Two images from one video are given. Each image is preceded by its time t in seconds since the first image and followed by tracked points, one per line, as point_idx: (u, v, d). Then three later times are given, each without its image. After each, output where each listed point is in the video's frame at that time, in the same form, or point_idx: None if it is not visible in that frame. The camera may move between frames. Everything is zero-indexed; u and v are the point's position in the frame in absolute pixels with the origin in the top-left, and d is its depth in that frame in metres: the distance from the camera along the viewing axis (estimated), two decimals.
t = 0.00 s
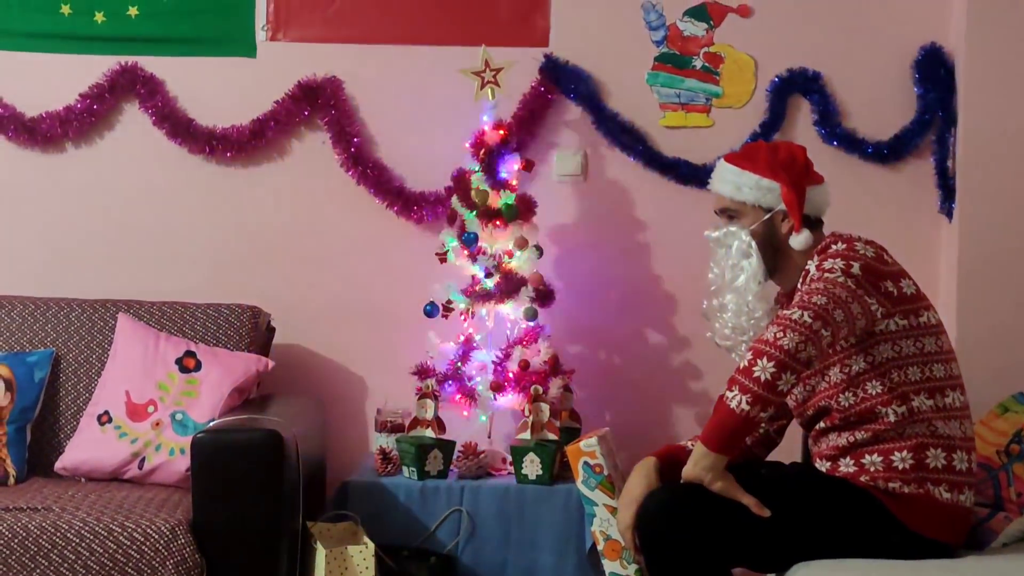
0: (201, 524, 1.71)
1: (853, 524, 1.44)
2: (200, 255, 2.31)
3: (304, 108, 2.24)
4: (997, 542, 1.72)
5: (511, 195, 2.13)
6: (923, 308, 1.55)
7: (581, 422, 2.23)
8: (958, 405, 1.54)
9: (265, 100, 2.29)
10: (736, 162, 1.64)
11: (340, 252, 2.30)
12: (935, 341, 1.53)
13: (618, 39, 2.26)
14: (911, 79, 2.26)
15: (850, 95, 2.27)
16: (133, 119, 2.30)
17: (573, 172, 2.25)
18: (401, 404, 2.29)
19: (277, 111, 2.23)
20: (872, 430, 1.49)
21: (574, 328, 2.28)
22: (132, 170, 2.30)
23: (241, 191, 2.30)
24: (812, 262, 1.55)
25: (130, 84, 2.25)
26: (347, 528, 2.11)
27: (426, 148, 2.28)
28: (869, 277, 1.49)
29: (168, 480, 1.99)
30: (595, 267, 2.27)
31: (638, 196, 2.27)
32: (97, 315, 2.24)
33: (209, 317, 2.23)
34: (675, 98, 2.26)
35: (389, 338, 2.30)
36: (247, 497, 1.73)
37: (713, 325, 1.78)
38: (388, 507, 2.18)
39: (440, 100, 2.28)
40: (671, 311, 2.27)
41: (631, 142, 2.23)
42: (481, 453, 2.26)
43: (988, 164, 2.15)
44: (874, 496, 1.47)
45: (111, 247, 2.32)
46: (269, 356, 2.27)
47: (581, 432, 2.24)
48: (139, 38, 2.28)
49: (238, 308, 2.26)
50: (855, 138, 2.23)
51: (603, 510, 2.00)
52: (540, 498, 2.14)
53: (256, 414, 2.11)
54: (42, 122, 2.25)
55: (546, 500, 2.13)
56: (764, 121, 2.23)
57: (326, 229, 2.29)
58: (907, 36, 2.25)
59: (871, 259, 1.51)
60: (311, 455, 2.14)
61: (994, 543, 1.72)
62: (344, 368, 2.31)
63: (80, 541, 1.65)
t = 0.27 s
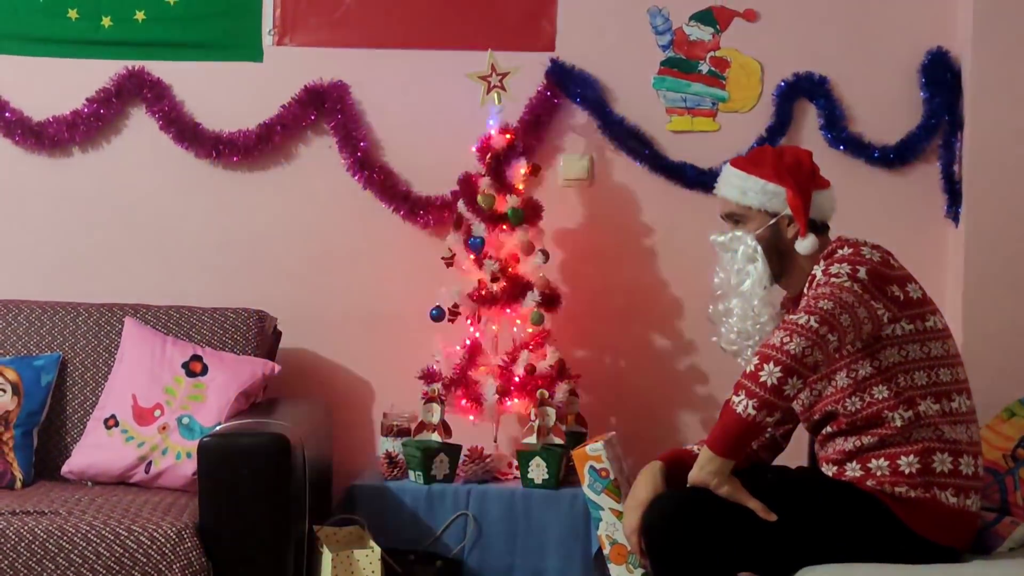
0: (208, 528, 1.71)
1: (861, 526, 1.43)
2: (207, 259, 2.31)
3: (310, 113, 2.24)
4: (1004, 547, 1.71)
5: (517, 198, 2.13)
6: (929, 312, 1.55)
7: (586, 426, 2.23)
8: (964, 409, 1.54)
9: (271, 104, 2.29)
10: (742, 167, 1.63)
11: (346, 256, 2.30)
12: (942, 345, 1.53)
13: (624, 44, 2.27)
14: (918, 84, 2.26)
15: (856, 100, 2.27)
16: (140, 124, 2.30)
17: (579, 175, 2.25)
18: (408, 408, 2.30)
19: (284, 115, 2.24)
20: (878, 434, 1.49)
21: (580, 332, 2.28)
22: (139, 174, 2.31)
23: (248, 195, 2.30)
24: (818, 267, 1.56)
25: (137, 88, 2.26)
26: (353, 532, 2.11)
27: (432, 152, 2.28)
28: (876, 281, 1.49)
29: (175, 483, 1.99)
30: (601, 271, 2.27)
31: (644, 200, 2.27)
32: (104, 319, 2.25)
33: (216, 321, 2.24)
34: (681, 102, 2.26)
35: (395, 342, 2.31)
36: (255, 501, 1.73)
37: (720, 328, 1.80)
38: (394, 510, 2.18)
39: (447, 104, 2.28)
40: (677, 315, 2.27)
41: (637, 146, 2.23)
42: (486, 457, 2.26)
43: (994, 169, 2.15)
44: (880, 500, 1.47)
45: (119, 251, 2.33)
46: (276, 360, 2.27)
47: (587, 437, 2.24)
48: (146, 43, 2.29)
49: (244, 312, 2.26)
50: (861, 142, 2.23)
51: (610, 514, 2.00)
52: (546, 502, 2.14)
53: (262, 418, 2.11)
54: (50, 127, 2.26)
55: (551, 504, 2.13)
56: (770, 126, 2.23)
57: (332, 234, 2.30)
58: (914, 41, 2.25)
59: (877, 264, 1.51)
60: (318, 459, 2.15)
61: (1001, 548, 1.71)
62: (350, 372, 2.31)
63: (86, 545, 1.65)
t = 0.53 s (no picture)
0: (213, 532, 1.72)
1: (866, 530, 1.45)
2: (211, 263, 2.31)
3: (314, 117, 2.25)
4: (1008, 551, 1.71)
5: (521, 203, 2.12)
6: (932, 316, 1.55)
7: (590, 430, 2.23)
8: (968, 414, 1.54)
9: (276, 108, 2.30)
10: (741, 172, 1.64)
11: (350, 260, 2.30)
12: (945, 350, 1.54)
13: (627, 48, 2.27)
14: (921, 88, 2.26)
15: (859, 104, 2.27)
16: (144, 128, 2.31)
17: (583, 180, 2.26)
18: (411, 412, 2.29)
19: (288, 119, 2.24)
20: (882, 438, 1.49)
21: (583, 336, 2.28)
22: (143, 178, 2.31)
23: (252, 199, 2.30)
24: (822, 271, 1.55)
25: (141, 92, 2.26)
26: (356, 536, 2.11)
27: (436, 156, 2.29)
28: (880, 286, 1.49)
29: (180, 487, 2.00)
30: (604, 275, 2.27)
31: (648, 204, 2.27)
32: (108, 323, 2.25)
33: (220, 325, 2.24)
34: (684, 106, 2.26)
35: (399, 346, 2.31)
36: (259, 506, 1.73)
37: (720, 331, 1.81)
38: (398, 514, 2.18)
39: (451, 108, 2.28)
40: (680, 319, 2.27)
41: (641, 150, 2.23)
42: (491, 460, 2.26)
43: (998, 173, 2.15)
44: (884, 504, 1.47)
45: (123, 254, 2.33)
46: (279, 364, 2.27)
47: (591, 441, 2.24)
48: (150, 47, 2.29)
49: (248, 315, 2.26)
50: (864, 146, 2.23)
51: (614, 518, 2.02)
52: (550, 506, 2.14)
53: (266, 421, 2.12)
54: (54, 131, 2.27)
55: (555, 507, 2.13)
56: (773, 130, 2.24)
57: (336, 238, 2.30)
58: (918, 44, 2.25)
59: (882, 268, 1.51)
60: (322, 463, 2.15)
61: (1004, 552, 1.71)
62: (354, 376, 2.31)
63: (91, 548, 1.65)
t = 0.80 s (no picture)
0: (209, 536, 1.72)
1: (862, 535, 1.45)
2: (207, 266, 2.31)
3: (311, 120, 2.25)
4: (1003, 555, 1.71)
5: (518, 205, 2.13)
6: (928, 320, 1.54)
7: (586, 433, 2.22)
8: (963, 418, 1.53)
9: (271, 111, 2.29)
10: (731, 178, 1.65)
11: (346, 263, 2.30)
12: (940, 354, 1.54)
13: (623, 51, 2.27)
14: (917, 90, 2.26)
15: (855, 107, 2.27)
16: (140, 131, 2.30)
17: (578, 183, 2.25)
18: (407, 415, 2.30)
19: (284, 123, 2.24)
20: (878, 443, 1.48)
21: (579, 339, 2.28)
22: (139, 181, 2.31)
23: (248, 203, 2.30)
24: (817, 276, 1.55)
25: (137, 96, 2.26)
26: (353, 540, 2.11)
27: (431, 159, 2.29)
28: (875, 291, 1.50)
29: (176, 491, 2.00)
30: (600, 279, 2.27)
31: (643, 207, 2.27)
32: (104, 327, 2.25)
33: (216, 328, 2.24)
34: (680, 109, 2.26)
35: (395, 349, 2.31)
36: (256, 510, 1.74)
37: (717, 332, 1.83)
38: (395, 517, 2.18)
39: (446, 111, 2.28)
40: (677, 322, 2.27)
41: (636, 153, 2.23)
42: (487, 464, 2.25)
43: (993, 176, 2.15)
44: (879, 508, 1.47)
45: (119, 258, 2.33)
46: (276, 367, 2.27)
47: (587, 444, 2.24)
48: (146, 50, 2.29)
49: (244, 319, 2.26)
50: (860, 149, 2.23)
51: (610, 522, 2.03)
52: (547, 509, 2.14)
53: (262, 425, 2.12)
54: (50, 134, 2.26)
55: (551, 511, 2.14)
56: (769, 134, 2.24)
57: (332, 241, 2.30)
58: (913, 48, 2.25)
59: (876, 273, 1.51)
60: (318, 467, 2.16)
61: (1000, 556, 1.71)
62: (350, 379, 2.31)
63: (87, 553, 1.65)
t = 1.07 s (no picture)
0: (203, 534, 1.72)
1: (858, 533, 1.45)
2: (201, 264, 2.31)
3: (304, 118, 2.25)
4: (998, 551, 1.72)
5: (512, 203, 2.13)
6: (921, 319, 1.54)
7: (580, 431, 2.23)
8: (957, 416, 1.53)
9: (265, 109, 2.29)
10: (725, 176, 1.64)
11: (340, 262, 2.30)
12: (934, 352, 1.54)
13: (617, 49, 2.27)
14: (910, 88, 2.26)
15: (849, 105, 2.27)
16: (134, 129, 2.30)
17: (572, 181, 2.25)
18: (401, 413, 2.29)
19: (277, 121, 2.24)
20: (872, 441, 1.48)
21: (574, 338, 2.28)
22: (133, 180, 2.31)
23: (241, 201, 2.30)
24: (811, 274, 1.55)
25: (130, 94, 2.26)
26: (348, 538, 2.11)
27: (425, 157, 2.28)
28: (869, 289, 1.49)
29: (170, 489, 2.00)
30: (595, 277, 2.27)
31: (638, 205, 2.27)
32: (98, 325, 2.25)
33: (210, 327, 2.24)
34: (673, 107, 2.26)
35: (388, 348, 2.30)
36: (250, 508, 1.74)
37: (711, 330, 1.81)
38: (389, 516, 2.18)
39: (440, 109, 2.28)
40: (671, 320, 2.27)
41: (630, 152, 2.23)
42: (481, 462, 2.25)
43: (986, 174, 2.15)
44: (873, 506, 1.46)
45: (113, 256, 2.33)
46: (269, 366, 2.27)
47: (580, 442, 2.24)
48: (140, 48, 2.29)
49: (239, 317, 2.26)
50: (853, 147, 2.23)
51: (604, 520, 2.03)
52: (541, 507, 2.14)
53: (256, 424, 2.12)
54: (43, 133, 2.26)
55: (546, 510, 2.14)
56: (762, 132, 2.24)
57: (326, 240, 2.30)
58: (907, 46, 2.25)
59: (870, 271, 1.51)
60: (311, 466, 2.16)
61: (995, 553, 1.72)
62: (344, 378, 2.31)
63: (81, 552, 1.65)
